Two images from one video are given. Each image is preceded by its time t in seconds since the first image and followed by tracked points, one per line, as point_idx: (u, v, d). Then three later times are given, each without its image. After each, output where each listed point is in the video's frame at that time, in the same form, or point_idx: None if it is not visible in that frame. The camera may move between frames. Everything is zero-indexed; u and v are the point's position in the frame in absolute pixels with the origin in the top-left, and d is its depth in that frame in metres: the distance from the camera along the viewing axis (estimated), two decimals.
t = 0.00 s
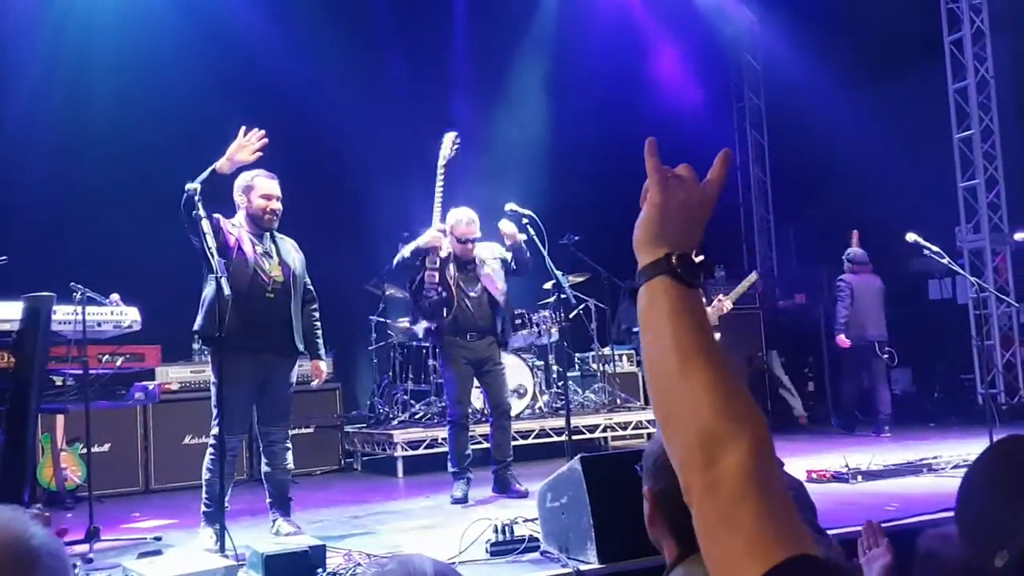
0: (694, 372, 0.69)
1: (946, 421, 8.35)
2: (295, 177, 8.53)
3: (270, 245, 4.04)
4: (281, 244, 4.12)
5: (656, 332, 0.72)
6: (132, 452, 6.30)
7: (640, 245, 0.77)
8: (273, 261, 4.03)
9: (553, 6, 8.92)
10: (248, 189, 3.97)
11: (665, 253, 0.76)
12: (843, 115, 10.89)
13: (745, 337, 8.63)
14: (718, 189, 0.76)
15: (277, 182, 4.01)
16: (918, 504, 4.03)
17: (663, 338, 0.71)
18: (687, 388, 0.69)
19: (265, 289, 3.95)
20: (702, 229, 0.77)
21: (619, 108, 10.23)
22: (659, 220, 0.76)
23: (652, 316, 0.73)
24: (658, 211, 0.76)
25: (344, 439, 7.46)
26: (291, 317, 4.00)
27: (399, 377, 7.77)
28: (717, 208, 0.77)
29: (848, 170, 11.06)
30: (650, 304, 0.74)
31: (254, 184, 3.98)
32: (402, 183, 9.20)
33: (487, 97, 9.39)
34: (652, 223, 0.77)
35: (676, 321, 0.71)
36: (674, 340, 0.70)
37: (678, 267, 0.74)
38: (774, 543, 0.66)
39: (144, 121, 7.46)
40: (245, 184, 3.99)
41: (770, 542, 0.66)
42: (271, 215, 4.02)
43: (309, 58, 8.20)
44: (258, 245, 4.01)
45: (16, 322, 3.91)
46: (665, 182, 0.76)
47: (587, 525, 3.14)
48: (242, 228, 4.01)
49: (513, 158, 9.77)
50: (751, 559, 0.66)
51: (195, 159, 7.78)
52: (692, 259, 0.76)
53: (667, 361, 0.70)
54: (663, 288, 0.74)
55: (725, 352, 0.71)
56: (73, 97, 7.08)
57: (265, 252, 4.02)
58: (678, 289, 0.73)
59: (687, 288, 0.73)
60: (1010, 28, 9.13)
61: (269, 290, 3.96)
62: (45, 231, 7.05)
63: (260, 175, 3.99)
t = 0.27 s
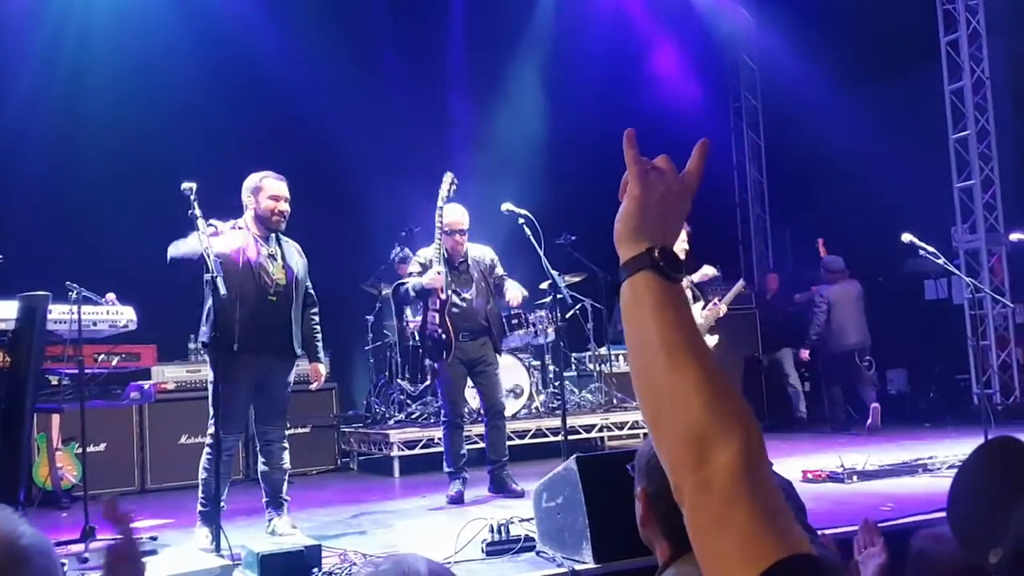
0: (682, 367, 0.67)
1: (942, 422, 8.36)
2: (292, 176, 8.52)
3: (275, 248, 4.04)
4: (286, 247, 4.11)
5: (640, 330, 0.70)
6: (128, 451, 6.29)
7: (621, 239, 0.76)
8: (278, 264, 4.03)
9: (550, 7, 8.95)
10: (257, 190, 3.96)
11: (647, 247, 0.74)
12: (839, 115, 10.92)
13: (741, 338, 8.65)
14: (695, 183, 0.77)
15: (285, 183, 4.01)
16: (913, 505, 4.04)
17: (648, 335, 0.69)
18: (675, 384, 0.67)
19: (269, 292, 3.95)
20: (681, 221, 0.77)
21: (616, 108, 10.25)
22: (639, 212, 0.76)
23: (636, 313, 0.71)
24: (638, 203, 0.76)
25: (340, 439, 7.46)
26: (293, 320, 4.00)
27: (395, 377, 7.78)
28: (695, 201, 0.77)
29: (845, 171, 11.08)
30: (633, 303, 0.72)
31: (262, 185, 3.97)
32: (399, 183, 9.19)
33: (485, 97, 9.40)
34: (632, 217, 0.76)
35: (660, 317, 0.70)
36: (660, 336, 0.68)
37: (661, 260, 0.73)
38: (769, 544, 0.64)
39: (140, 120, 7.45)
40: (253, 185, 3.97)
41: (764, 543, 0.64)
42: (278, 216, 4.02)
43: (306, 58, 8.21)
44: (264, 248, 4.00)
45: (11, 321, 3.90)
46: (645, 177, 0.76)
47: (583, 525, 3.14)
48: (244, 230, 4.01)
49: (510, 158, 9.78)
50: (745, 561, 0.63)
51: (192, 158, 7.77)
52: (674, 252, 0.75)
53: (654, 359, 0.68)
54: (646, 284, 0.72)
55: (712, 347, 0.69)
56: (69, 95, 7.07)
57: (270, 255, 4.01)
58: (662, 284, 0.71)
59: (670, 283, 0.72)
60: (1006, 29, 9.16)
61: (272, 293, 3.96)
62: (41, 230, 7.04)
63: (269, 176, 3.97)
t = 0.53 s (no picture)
0: (670, 366, 0.67)
1: (937, 423, 8.37)
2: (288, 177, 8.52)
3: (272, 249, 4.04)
4: (283, 248, 4.11)
5: (627, 329, 0.70)
6: (124, 451, 6.28)
7: (605, 235, 0.76)
8: (275, 265, 4.03)
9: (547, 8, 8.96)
10: (257, 190, 3.96)
11: (631, 243, 0.74)
12: (836, 116, 10.93)
13: (738, 339, 8.65)
14: (679, 175, 0.76)
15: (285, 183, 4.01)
16: (908, 506, 4.04)
17: (634, 335, 0.69)
18: (663, 384, 0.67)
19: (265, 293, 3.97)
20: (665, 215, 0.77)
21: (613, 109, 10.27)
22: (623, 208, 0.76)
23: (622, 311, 0.71)
24: (622, 198, 0.76)
25: (337, 439, 7.46)
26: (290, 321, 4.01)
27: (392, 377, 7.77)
28: (679, 193, 0.76)
29: (841, 172, 11.09)
30: (619, 301, 0.72)
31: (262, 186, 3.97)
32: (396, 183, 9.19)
33: (482, 97, 9.40)
34: (616, 213, 0.76)
35: (646, 316, 0.70)
36: (646, 334, 0.68)
37: (645, 254, 0.73)
38: (761, 542, 0.65)
39: (138, 120, 7.45)
40: (253, 185, 3.97)
41: (756, 541, 0.65)
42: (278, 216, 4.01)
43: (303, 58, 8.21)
44: (262, 249, 4.01)
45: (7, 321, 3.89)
46: (630, 171, 0.75)
47: (579, 526, 3.14)
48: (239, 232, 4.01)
49: (508, 159, 9.78)
50: (736, 561, 0.64)
51: (189, 158, 7.76)
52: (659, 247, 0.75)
53: (641, 357, 0.68)
54: (631, 280, 0.72)
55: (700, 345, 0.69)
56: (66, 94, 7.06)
57: (267, 256, 4.01)
58: (646, 280, 0.72)
59: (655, 279, 0.72)
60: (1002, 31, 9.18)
61: (268, 295, 3.98)
62: (38, 229, 7.03)
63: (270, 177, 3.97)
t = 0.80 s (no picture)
0: (651, 373, 0.64)
1: (932, 424, 8.38)
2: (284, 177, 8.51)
3: (251, 251, 4.02)
4: (263, 249, 4.10)
5: (607, 338, 0.68)
6: (120, 452, 6.28)
7: (586, 246, 0.75)
8: (256, 266, 4.02)
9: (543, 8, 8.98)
10: (234, 192, 3.97)
11: (613, 255, 0.74)
12: (831, 118, 10.95)
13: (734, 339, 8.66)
14: (659, 190, 0.76)
15: (261, 183, 4.02)
16: (902, 506, 4.05)
17: (614, 343, 0.67)
18: (644, 393, 0.64)
19: (246, 296, 3.95)
20: (645, 228, 0.76)
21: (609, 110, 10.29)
22: (604, 219, 0.75)
23: (604, 321, 0.69)
24: (602, 210, 0.75)
25: (333, 440, 7.46)
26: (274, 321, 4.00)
27: (388, 378, 7.78)
28: (661, 206, 0.76)
29: (837, 173, 11.12)
30: (600, 310, 0.70)
31: (237, 188, 3.97)
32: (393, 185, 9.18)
33: (479, 98, 9.42)
34: (599, 225, 0.75)
35: (627, 324, 0.68)
36: (627, 342, 0.66)
37: (628, 267, 0.72)
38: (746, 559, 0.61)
39: (133, 121, 7.44)
40: (228, 188, 3.98)
41: (741, 557, 0.61)
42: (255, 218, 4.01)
43: (298, 57, 8.22)
44: (240, 252, 3.99)
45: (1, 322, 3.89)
46: (609, 183, 0.75)
47: (574, 526, 3.14)
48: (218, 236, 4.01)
49: (503, 160, 9.79)
50: None
51: (185, 159, 7.75)
52: (640, 259, 0.74)
53: (623, 368, 0.65)
54: (612, 291, 0.70)
55: (684, 355, 0.66)
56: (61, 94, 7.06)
57: (246, 258, 4.00)
58: (627, 290, 0.70)
59: (636, 288, 0.70)
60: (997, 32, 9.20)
61: (248, 296, 3.95)
62: (32, 229, 7.02)
63: (244, 179, 3.98)
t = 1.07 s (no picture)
0: (626, 394, 0.73)
1: (927, 425, 8.38)
2: (279, 179, 8.49)
3: (221, 252, 4.02)
4: (233, 249, 4.09)
5: (583, 357, 0.76)
6: (114, 453, 6.26)
7: (557, 259, 0.82)
8: (227, 268, 4.01)
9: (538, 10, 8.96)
10: (198, 193, 3.91)
11: (583, 268, 0.81)
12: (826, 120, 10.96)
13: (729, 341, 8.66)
14: (626, 203, 0.83)
15: (224, 182, 3.97)
16: (896, 507, 4.06)
17: (590, 363, 0.75)
18: (621, 413, 0.73)
19: (220, 298, 3.96)
20: (613, 238, 0.83)
21: (604, 111, 10.29)
22: (573, 232, 0.82)
23: (578, 339, 0.77)
24: (572, 223, 0.82)
25: (328, 441, 7.45)
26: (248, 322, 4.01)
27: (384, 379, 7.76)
28: (627, 218, 0.83)
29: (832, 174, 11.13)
30: (574, 328, 0.77)
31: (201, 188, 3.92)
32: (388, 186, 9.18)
33: (473, 98, 9.40)
34: (569, 238, 0.82)
35: (601, 344, 0.75)
36: (603, 364, 0.74)
37: (597, 282, 0.79)
38: (719, 557, 0.71)
39: (129, 123, 7.44)
40: (190, 189, 3.92)
41: (712, 555, 0.71)
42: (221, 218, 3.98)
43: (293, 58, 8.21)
44: (211, 254, 3.98)
45: None
46: (577, 198, 0.82)
47: (568, 527, 3.15)
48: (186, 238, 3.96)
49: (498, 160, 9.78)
50: None
51: (180, 160, 7.75)
52: (608, 271, 0.82)
53: (600, 388, 0.74)
54: (584, 305, 0.78)
55: (654, 372, 0.75)
56: (57, 96, 7.06)
57: (218, 260, 4.00)
58: (598, 306, 0.78)
59: (606, 305, 0.78)
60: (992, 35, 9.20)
61: (223, 299, 3.97)
62: (28, 231, 7.01)
63: (208, 178, 3.93)
